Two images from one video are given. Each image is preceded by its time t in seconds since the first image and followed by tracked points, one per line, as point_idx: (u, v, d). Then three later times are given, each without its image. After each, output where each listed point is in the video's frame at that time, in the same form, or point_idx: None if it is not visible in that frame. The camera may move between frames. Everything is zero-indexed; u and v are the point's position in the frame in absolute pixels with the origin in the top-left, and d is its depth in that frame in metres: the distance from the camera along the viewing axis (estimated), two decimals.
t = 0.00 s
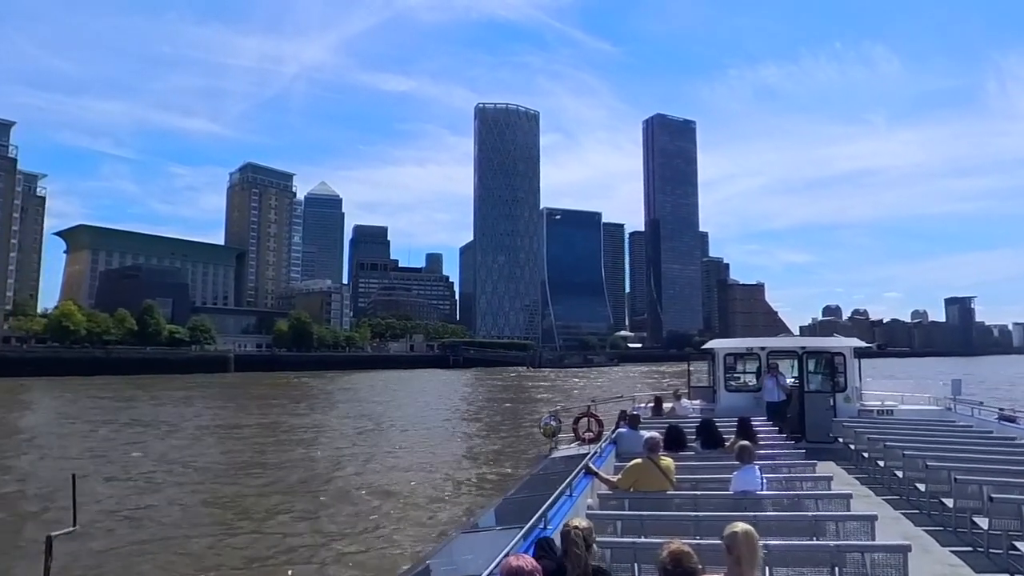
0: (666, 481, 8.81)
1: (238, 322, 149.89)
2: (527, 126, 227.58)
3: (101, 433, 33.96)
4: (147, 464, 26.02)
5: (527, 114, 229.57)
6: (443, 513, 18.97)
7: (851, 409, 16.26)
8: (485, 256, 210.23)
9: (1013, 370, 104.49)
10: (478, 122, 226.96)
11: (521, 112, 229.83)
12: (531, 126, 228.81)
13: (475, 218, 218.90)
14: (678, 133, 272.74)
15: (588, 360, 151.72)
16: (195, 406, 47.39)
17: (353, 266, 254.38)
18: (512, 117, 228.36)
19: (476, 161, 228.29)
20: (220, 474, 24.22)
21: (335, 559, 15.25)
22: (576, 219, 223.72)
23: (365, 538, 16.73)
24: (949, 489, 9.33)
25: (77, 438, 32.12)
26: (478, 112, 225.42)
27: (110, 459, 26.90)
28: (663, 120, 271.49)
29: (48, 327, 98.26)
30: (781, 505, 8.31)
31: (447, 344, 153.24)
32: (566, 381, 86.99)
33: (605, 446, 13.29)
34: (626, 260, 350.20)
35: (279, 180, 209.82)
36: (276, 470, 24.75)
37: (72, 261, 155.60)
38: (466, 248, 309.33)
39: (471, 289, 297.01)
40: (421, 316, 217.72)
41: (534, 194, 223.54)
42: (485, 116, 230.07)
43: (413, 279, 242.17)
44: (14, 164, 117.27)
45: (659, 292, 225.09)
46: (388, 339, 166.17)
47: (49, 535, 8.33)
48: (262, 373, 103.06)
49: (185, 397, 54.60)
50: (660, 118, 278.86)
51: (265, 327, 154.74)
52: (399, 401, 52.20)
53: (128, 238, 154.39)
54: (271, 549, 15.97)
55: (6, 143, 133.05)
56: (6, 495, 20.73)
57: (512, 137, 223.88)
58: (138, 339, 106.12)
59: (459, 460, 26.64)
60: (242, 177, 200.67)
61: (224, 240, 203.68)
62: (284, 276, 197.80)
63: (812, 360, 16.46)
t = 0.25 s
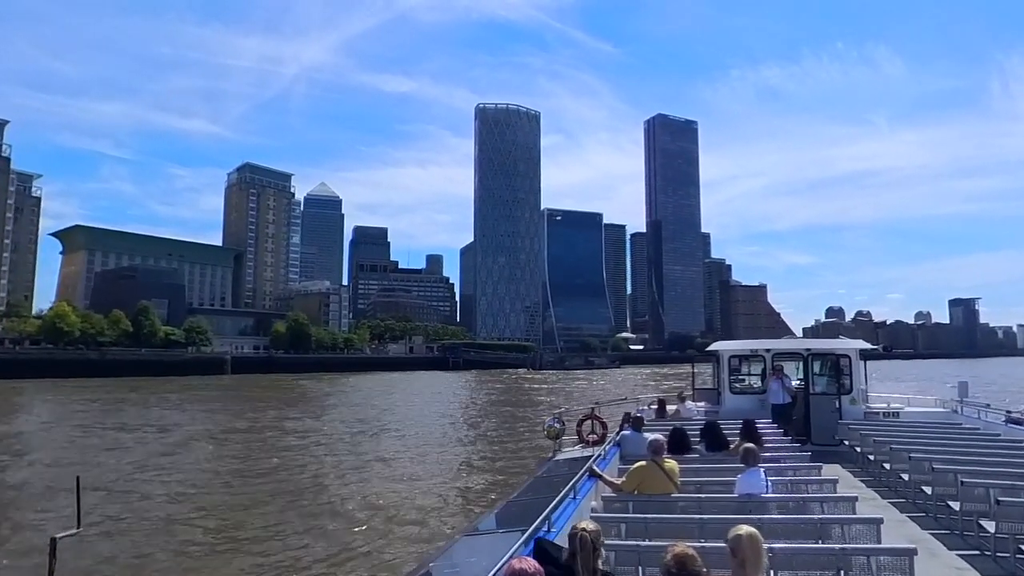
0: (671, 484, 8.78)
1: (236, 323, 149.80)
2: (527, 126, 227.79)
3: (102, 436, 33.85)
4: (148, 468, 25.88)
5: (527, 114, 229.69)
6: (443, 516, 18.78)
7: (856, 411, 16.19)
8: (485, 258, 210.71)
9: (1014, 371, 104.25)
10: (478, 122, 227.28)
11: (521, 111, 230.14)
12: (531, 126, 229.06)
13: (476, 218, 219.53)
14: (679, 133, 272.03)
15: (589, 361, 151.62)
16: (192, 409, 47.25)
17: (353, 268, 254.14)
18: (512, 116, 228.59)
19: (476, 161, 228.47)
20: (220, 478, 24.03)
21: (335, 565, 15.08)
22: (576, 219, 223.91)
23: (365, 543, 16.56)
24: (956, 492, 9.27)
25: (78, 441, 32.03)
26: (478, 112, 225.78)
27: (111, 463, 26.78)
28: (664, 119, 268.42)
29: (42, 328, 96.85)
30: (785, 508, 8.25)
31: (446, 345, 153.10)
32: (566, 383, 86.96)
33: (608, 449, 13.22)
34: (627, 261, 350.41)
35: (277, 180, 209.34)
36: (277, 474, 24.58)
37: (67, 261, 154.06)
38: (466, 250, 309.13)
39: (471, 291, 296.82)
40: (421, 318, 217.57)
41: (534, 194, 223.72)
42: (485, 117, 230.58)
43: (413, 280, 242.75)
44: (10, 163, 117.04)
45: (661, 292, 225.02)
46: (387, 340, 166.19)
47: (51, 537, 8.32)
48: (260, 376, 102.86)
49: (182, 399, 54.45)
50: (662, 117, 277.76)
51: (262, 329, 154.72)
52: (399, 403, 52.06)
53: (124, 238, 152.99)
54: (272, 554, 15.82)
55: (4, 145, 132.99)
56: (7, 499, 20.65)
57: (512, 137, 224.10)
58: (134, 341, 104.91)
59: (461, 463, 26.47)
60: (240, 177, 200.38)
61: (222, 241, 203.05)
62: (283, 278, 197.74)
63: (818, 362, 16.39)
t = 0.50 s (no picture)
0: (676, 486, 8.73)
1: (233, 325, 149.07)
2: (528, 126, 227.07)
3: (103, 438, 33.63)
4: (150, 470, 25.65)
5: (527, 114, 229.65)
6: (443, 520, 18.52)
7: (862, 413, 16.08)
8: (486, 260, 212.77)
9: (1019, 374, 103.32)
10: (479, 123, 226.71)
11: (523, 112, 229.35)
12: (533, 126, 228.29)
13: (476, 219, 219.35)
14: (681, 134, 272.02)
15: (591, 364, 151.04)
16: (189, 412, 47.03)
17: (353, 269, 253.67)
18: (514, 117, 227.88)
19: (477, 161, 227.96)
20: (221, 480, 23.80)
21: (335, 565, 14.84)
22: (579, 221, 218.25)
23: (367, 544, 16.32)
24: (963, 496, 9.20)
25: (80, 443, 31.86)
26: (479, 113, 225.19)
27: (112, 466, 26.57)
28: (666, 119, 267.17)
29: (34, 330, 96.41)
30: (792, 512, 8.19)
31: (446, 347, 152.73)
32: (567, 386, 86.63)
33: (613, 452, 13.18)
34: (630, 263, 349.86)
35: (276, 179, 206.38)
36: (278, 476, 24.34)
37: (62, 263, 153.89)
38: (467, 251, 308.56)
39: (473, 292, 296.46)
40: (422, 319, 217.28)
41: (535, 195, 223.14)
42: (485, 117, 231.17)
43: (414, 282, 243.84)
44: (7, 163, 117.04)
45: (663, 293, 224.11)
46: (387, 343, 165.77)
47: (53, 539, 8.30)
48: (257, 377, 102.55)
49: (179, 402, 54.31)
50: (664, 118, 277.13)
51: (258, 331, 154.40)
52: (399, 406, 51.86)
53: (119, 239, 152.60)
54: (272, 553, 15.57)
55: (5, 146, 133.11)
56: (10, 501, 20.48)
57: (513, 137, 223.58)
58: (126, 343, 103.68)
59: (462, 467, 26.23)
60: (237, 177, 198.39)
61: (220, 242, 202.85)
62: (281, 280, 197.62)
63: (824, 364, 16.32)
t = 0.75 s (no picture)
0: (679, 491, 8.69)
1: (229, 326, 148.55)
2: (529, 126, 224.92)
3: (104, 438, 33.49)
4: (149, 470, 25.55)
5: (529, 114, 228.56)
6: (441, 524, 18.26)
7: (868, 416, 15.97)
8: (488, 260, 209.35)
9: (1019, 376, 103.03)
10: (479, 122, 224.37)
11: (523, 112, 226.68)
12: (533, 126, 226.13)
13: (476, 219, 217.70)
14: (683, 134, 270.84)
15: (592, 366, 150.87)
16: (187, 412, 46.76)
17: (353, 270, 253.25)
18: (514, 116, 225.14)
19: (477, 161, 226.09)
20: (219, 482, 23.61)
21: (330, 569, 14.64)
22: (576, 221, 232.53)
23: (362, 549, 16.08)
24: (969, 499, 9.16)
25: (79, 443, 31.71)
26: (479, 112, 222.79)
27: (112, 466, 26.40)
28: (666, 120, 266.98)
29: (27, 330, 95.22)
30: (795, 515, 8.16)
31: (445, 349, 152.57)
32: (567, 387, 86.47)
33: (616, 455, 13.12)
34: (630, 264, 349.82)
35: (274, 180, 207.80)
36: (278, 478, 24.15)
37: (57, 263, 152.93)
38: (467, 251, 308.37)
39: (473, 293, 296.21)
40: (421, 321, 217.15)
41: (535, 196, 221.11)
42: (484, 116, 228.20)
43: (414, 284, 243.77)
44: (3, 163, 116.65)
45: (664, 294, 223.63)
46: (385, 344, 165.62)
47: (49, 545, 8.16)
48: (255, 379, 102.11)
49: (175, 403, 54.09)
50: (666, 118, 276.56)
51: (256, 332, 153.95)
52: (400, 408, 51.64)
53: (114, 240, 151.48)
54: (272, 558, 15.43)
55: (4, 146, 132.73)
56: (11, 503, 20.42)
57: (513, 138, 221.48)
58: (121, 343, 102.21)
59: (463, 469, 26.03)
60: (237, 177, 199.15)
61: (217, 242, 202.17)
62: (280, 282, 196.88)
63: (829, 366, 16.27)
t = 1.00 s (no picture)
0: (683, 493, 8.66)
1: (226, 327, 148.77)
2: (529, 127, 227.03)
3: (104, 440, 33.37)
4: (148, 475, 25.38)
5: (530, 114, 230.51)
6: (441, 533, 18.00)
7: (875, 418, 15.83)
8: (489, 262, 212.04)
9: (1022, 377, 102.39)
10: (480, 123, 226.49)
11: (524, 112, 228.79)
12: (534, 127, 227.97)
13: (477, 219, 219.95)
14: (685, 135, 270.05)
15: (593, 368, 150.70)
16: (184, 414, 46.64)
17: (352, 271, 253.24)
18: (515, 117, 227.61)
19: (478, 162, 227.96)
20: (219, 487, 23.39)
21: None
22: (578, 222, 220.33)
23: (360, 558, 15.84)
24: (976, 502, 9.09)
25: (80, 446, 31.61)
26: (480, 113, 225.04)
27: (112, 470, 26.27)
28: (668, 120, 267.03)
29: (19, 332, 94.40)
30: (800, 518, 8.11)
31: (444, 351, 152.53)
32: (568, 390, 86.33)
33: (619, 458, 13.05)
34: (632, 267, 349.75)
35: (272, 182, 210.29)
36: (278, 483, 23.96)
37: (52, 264, 152.16)
38: (468, 252, 308.32)
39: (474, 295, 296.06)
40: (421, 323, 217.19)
41: (536, 197, 222.92)
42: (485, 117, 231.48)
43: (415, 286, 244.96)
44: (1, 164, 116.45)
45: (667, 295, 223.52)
46: (384, 347, 165.63)
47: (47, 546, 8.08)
48: (252, 381, 102.05)
49: (170, 405, 53.94)
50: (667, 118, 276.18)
51: (253, 334, 153.89)
52: (400, 411, 51.37)
53: (110, 241, 150.93)
54: (271, 565, 15.35)
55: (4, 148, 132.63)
56: (14, 506, 20.43)
57: (514, 138, 223.57)
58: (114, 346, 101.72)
59: (465, 475, 25.76)
60: (233, 178, 200.97)
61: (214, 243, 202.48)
62: (277, 282, 196.93)
63: (835, 368, 16.18)
